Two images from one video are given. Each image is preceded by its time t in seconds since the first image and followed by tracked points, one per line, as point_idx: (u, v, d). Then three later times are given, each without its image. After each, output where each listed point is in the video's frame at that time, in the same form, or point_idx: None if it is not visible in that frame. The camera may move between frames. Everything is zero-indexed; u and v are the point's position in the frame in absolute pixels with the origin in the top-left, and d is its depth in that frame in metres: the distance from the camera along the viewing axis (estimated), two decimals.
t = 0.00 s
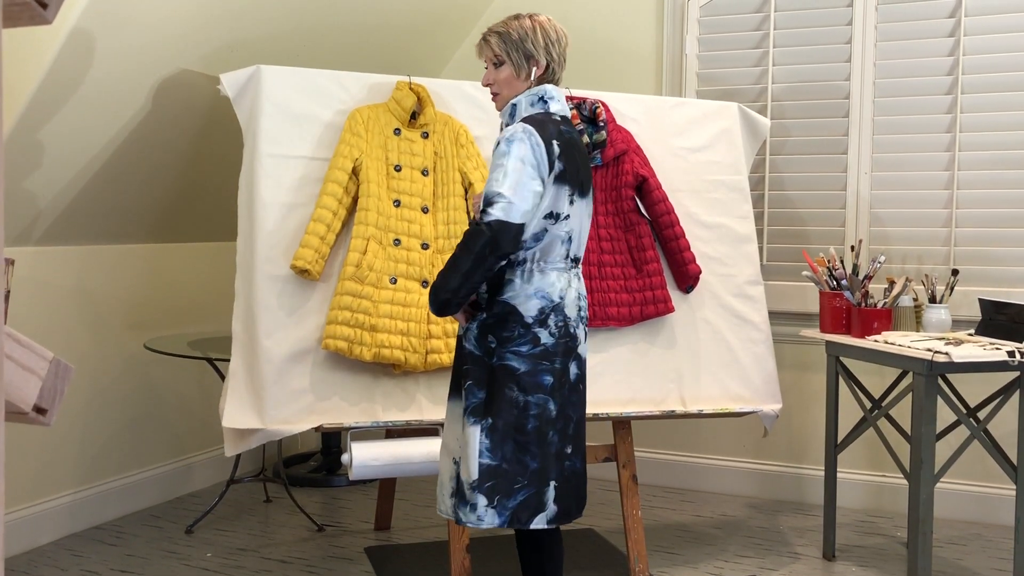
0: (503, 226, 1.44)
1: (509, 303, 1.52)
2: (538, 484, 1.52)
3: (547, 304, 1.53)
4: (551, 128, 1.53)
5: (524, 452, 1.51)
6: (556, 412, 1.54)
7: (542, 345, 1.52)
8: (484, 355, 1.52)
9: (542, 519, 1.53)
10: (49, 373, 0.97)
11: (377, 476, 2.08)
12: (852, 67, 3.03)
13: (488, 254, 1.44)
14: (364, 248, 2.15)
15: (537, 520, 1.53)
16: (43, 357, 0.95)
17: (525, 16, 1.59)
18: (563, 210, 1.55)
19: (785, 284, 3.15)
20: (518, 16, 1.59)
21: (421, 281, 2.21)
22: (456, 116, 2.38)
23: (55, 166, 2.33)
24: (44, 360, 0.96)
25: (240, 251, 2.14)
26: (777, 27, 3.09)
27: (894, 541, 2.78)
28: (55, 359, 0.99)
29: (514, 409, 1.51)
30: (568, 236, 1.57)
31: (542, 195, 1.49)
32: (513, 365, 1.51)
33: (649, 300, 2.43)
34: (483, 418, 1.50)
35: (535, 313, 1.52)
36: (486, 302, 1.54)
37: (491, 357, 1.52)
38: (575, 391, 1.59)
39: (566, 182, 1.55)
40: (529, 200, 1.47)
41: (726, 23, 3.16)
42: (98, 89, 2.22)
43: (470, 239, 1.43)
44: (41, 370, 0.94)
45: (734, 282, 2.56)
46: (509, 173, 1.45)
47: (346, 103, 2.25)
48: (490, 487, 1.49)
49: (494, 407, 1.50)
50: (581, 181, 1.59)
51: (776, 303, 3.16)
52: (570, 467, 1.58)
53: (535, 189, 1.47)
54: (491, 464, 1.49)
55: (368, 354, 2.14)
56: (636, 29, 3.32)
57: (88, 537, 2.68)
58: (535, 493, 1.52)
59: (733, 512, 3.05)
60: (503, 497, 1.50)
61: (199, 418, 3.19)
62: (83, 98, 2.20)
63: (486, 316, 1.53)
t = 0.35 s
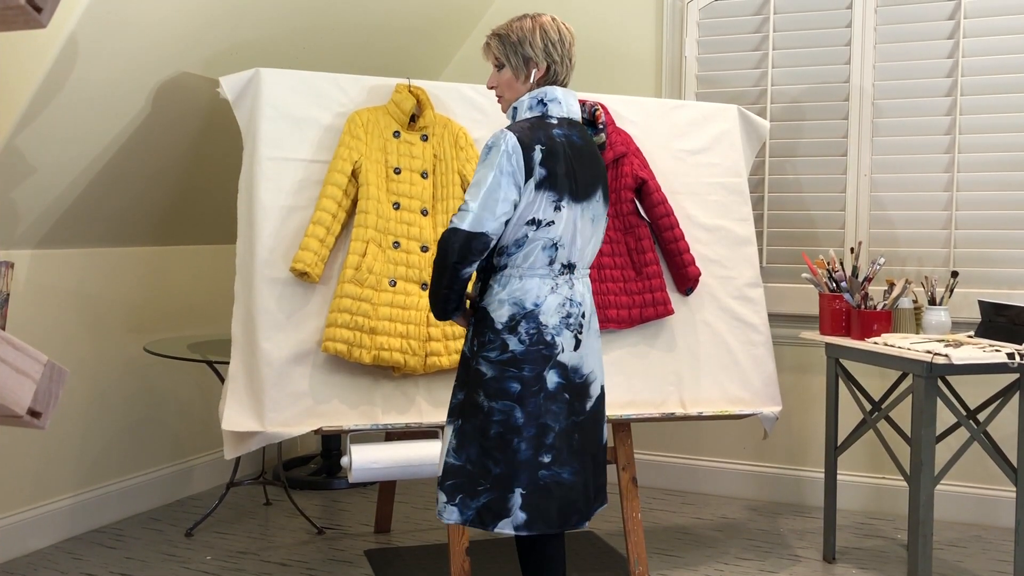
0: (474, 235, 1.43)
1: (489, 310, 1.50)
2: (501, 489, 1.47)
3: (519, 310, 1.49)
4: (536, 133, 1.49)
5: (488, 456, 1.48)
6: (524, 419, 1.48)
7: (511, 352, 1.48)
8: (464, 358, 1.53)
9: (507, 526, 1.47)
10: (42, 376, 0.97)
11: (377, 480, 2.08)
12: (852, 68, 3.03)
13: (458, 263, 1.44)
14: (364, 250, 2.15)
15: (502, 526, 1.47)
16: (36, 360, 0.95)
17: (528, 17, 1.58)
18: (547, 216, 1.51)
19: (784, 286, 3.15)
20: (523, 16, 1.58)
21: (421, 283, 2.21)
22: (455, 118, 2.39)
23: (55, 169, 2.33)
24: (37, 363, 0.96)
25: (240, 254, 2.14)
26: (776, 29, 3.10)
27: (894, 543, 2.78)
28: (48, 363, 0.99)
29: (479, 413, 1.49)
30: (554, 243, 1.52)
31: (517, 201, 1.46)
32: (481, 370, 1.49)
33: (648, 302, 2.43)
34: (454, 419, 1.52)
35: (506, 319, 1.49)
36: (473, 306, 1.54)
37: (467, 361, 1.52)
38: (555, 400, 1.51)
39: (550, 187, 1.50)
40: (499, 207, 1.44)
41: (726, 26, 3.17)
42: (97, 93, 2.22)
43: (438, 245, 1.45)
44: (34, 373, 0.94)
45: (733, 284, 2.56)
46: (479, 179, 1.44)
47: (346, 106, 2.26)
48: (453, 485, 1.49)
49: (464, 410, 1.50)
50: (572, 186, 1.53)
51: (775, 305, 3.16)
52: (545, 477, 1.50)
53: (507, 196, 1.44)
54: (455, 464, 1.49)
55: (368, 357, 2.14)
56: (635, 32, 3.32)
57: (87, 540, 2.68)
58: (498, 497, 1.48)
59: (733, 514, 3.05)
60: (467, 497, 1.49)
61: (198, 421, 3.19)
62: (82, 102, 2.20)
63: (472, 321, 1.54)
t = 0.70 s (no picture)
0: (460, 238, 1.44)
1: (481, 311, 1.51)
2: (485, 489, 1.48)
3: (506, 312, 1.49)
4: (528, 135, 1.49)
5: (473, 455, 1.49)
6: (509, 421, 1.48)
7: (497, 353, 1.48)
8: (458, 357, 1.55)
9: (490, 526, 1.47)
10: (39, 378, 0.97)
11: (377, 480, 2.08)
12: (852, 68, 3.03)
13: (446, 265, 1.46)
14: (364, 250, 2.15)
15: (485, 526, 1.47)
16: (34, 361, 0.95)
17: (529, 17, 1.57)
18: (538, 219, 1.50)
19: (784, 286, 3.15)
20: (524, 16, 1.59)
21: (421, 284, 2.21)
22: (455, 119, 2.39)
23: (55, 170, 2.33)
24: (34, 364, 0.96)
25: (240, 255, 2.14)
26: (776, 29, 3.10)
27: (895, 543, 2.78)
28: (46, 364, 0.99)
29: (466, 412, 1.50)
30: (546, 246, 1.51)
31: (506, 204, 1.46)
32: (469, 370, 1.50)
33: (648, 303, 2.43)
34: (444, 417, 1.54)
35: (493, 320, 1.49)
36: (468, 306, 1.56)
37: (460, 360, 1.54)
38: (543, 403, 1.50)
39: (541, 190, 1.49)
40: (485, 211, 1.44)
41: (726, 26, 3.17)
42: (97, 93, 2.22)
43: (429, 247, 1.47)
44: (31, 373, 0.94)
45: (733, 284, 2.56)
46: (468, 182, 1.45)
47: (346, 107, 2.26)
48: (439, 482, 1.51)
49: (453, 408, 1.52)
50: (566, 189, 1.52)
51: (776, 306, 3.16)
52: (530, 479, 1.49)
53: (494, 200, 1.45)
54: (442, 461, 1.51)
55: (368, 357, 2.14)
56: (635, 32, 3.32)
57: (88, 540, 2.68)
58: (482, 497, 1.48)
59: (733, 515, 3.05)
60: (453, 494, 1.50)
61: (198, 422, 3.19)
62: (82, 103, 2.20)
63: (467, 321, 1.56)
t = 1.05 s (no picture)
0: (462, 239, 1.44)
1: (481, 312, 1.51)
2: (487, 492, 1.48)
3: (509, 313, 1.49)
4: (530, 136, 1.49)
5: (475, 458, 1.49)
6: (511, 423, 1.48)
7: (499, 355, 1.48)
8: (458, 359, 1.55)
9: (492, 528, 1.47)
10: (47, 379, 0.96)
11: (378, 480, 2.08)
12: (852, 69, 3.03)
13: (448, 266, 1.46)
14: (365, 251, 2.16)
15: (488, 529, 1.48)
16: (41, 362, 0.95)
17: (528, 17, 1.57)
18: (539, 220, 1.50)
19: (785, 287, 3.15)
20: (523, 16, 1.59)
21: (422, 284, 2.21)
22: (456, 119, 2.39)
23: (55, 170, 2.33)
24: (42, 365, 0.95)
25: (240, 255, 2.14)
26: (777, 30, 3.10)
27: (895, 544, 2.78)
28: (54, 365, 0.98)
29: (467, 415, 1.50)
30: (548, 247, 1.51)
31: (508, 205, 1.46)
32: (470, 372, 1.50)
33: (649, 303, 2.43)
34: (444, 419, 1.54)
35: (495, 322, 1.49)
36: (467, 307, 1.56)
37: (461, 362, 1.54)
38: (544, 405, 1.51)
39: (542, 191, 1.49)
40: (487, 212, 1.44)
41: (727, 27, 3.17)
42: (98, 93, 2.22)
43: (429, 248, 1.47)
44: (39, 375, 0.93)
45: (734, 284, 2.56)
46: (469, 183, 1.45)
47: (347, 107, 2.26)
48: (441, 485, 1.51)
49: (454, 411, 1.52)
50: (567, 190, 1.52)
51: (777, 306, 3.16)
52: (532, 481, 1.49)
53: (496, 200, 1.44)
54: (444, 465, 1.51)
55: (368, 358, 2.14)
56: (636, 32, 3.32)
57: (89, 541, 2.68)
58: (484, 500, 1.48)
59: (734, 515, 3.05)
60: (454, 498, 1.50)
61: (199, 422, 3.19)
62: (83, 103, 2.20)
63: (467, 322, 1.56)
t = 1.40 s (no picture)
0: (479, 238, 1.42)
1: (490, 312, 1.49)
2: (498, 493, 1.47)
3: (520, 313, 1.48)
4: (546, 136, 1.50)
5: (485, 460, 1.48)
6: (522, 423, 1.48)
7: (510, 355, 1.48)
8: (461, 360, 1.53)
9: (503, 529, 1.47)
10: (50, 378, 0.95)
11: (377, 480, 2.08)
12: (852, 69, 3.03)
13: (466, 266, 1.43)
14: (364, 250, 2.15)
15: (497, 530, 1.47)
16: (45, 361, 0.94)
17: (518, 18, 1.57)
18: (551, 220, 1.51)
19: (784, 287, 3.15)
20: (512, 18, 1.58)
21: (421, 284, 2.21)
22: (456, 119, 2.39)
23: (55, 170, 2.33)
24: (46, 364, 0.95)
25: (240, 255, 2.14)
26: (776, 30, 3.10)
27: (894, 544, 2.78)
28: (56, 364, 0.97)
29: (476, 416, 1.49)
30: (557, 246, 1.52)
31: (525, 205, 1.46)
32: (479, 374, 1.48)
33: (649, 303, 2.43)
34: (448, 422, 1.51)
35: (506, 322, 1.48)
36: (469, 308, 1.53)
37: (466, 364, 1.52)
38: (551, 404, 1.51)
39: (556, 192, 1.50)
40: (506, 212, 1.43)
41: (726, 27, 3.17)
42: (98, 92, 2.22)
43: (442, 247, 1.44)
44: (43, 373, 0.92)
45: (734, 285, 2.56)
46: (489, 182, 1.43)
47: (347, 106, 2.26)
48: (448, 490, 1.49)
49: (461, 414, 1.50)
50: (576, 190, 1.54)
51: (776, 306, 3.16)
52: (540, 480, 1.49)
53: (515, 200, 1.44)
54: (451, 468, 1.49)
55: (367, 357, 2.14)
56: (636, 32, 3.32)
57: (88, 540, 2.67)
58: (494, 501, 1.47)
59: (733, 515, 3.06)
60: (463, 501, 1.49)
61: (198, 422, 3.19)
62: (82, 102, 2.20)
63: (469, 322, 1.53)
